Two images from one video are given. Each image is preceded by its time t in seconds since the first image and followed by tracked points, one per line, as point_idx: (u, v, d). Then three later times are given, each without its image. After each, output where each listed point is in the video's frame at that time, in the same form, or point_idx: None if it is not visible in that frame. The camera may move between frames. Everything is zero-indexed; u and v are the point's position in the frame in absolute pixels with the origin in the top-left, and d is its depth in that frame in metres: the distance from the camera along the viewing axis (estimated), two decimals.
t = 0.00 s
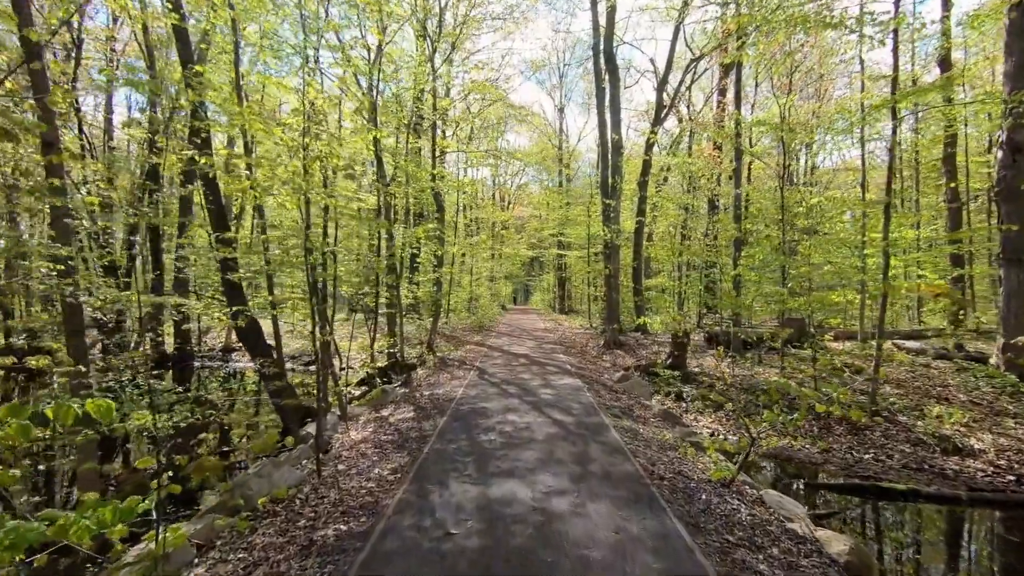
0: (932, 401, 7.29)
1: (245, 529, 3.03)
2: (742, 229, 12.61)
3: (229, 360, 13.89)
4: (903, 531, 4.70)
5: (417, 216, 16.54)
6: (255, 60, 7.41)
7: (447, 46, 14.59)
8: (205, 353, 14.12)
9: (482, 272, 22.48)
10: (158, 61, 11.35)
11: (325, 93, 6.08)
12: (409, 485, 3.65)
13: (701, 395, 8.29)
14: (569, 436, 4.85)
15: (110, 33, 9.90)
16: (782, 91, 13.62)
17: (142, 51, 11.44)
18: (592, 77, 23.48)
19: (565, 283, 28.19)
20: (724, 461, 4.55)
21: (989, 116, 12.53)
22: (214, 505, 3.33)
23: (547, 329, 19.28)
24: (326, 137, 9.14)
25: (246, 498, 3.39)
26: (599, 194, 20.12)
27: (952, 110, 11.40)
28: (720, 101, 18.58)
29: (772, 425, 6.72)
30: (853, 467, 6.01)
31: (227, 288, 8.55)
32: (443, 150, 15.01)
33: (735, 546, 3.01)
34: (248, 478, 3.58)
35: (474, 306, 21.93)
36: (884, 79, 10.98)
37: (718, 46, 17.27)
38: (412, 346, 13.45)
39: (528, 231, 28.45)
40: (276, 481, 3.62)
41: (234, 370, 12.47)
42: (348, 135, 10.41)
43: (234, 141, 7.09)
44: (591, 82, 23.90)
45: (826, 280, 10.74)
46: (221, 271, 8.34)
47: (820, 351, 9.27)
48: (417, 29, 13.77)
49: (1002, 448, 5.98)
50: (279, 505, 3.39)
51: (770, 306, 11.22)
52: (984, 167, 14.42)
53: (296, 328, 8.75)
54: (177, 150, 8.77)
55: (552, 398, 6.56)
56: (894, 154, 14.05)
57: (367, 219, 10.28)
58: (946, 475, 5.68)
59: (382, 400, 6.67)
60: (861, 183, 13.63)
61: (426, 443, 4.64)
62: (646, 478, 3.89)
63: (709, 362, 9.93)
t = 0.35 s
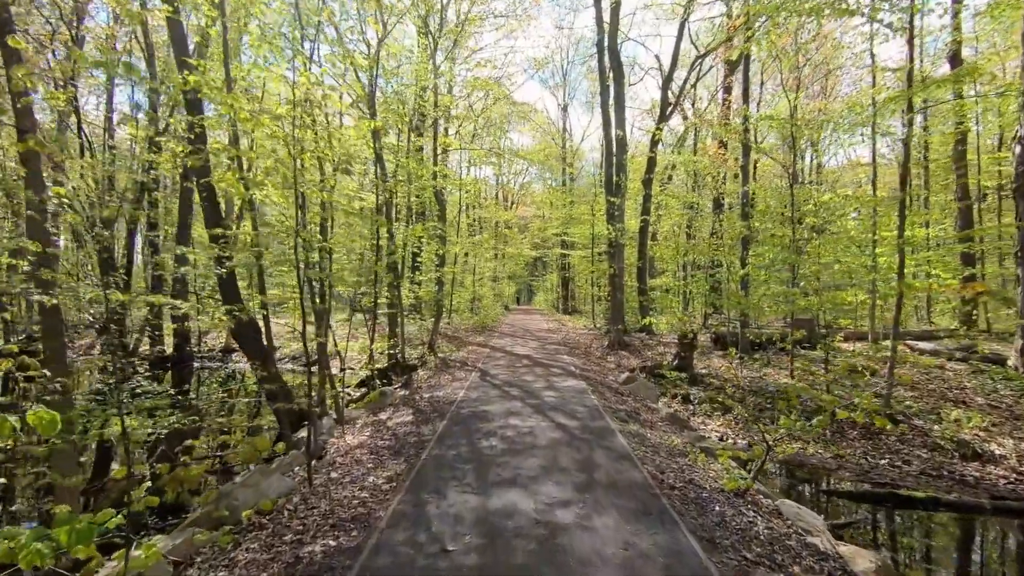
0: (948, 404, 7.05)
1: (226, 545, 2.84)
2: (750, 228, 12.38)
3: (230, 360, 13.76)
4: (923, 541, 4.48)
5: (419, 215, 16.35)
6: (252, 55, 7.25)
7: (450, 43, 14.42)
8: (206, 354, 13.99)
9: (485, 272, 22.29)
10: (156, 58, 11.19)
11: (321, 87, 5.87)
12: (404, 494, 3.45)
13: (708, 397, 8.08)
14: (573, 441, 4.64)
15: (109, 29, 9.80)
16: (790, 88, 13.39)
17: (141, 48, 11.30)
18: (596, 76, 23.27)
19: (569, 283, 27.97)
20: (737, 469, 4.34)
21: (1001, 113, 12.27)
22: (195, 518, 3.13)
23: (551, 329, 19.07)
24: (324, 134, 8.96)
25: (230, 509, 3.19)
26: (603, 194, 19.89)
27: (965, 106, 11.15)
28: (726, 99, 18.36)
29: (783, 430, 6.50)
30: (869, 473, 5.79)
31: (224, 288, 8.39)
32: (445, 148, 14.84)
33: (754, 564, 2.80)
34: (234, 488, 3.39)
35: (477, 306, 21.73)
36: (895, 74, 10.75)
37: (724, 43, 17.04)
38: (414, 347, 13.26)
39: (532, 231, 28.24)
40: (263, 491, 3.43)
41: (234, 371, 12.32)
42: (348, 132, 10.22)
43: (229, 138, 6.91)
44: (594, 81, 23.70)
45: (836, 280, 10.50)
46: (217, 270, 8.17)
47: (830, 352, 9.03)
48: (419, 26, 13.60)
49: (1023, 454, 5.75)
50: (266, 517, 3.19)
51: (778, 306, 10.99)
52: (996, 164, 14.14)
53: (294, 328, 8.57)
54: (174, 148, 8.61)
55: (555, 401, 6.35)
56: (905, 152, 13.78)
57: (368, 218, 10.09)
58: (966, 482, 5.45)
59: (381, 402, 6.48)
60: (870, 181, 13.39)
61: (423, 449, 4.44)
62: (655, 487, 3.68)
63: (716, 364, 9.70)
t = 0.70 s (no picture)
0: (968, 410, 6.79)
1: (205, 570, 2.60)
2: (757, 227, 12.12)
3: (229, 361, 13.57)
4: (951, 558, 4.23)
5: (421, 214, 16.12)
6: (247, 48, 7.04)
7: (452, 39, 14.21)
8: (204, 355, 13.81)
9: (487, 272, 22.05)
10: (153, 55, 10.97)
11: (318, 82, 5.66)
12: (400, 511, 3.22)
13: (717, 401, 7.83)
14: (579, 451, 4.41)
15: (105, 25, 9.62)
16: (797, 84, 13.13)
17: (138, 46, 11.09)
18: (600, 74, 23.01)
19: (572, 283, 27.70)
20: (753, 481, 4.10)
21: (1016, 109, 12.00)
22: (172, 538, 2.88)
23: (554, 330, 18.82)
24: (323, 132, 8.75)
25: (211, 529, 2.95)
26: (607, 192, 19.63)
27: (979, 102, 10.89)
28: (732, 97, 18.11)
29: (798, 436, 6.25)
30: (888, 483, 5.53)
31: (220, 288, 8.19)
32: (447, 146, 14.64)
33: None
34: (217, 504, 3.14)
35: (479, 306, 21.49)
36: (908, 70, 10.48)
37: (730, 39, 16.78)
38: (415, 348, 13.05)
39: (535, 230, 28.00)
40: (248, 508, 3.19)
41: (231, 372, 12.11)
42: (348, 129, 10.02)
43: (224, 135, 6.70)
44: (598, 79, 23.44)
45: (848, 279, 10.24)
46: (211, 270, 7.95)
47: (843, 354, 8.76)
48: (420, 22, 13.38)
49: None
50: (249, 537, 2.95)
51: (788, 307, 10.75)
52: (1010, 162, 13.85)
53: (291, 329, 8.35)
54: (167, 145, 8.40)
55: (560, 406, 6.11)
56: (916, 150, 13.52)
57: (367, 217, 9.88)
58: (991, 492, 5.20)
59: (380, 407, 6.27)
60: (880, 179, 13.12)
61: (421, 458, 4.21)
62: (668, 503, 3.45)
63: (724, 366, 9.46)
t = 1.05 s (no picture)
0: (985, 412, 6.54)
1: None
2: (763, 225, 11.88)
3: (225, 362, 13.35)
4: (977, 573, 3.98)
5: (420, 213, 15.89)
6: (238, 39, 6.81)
7: (451, 35, 14.00)
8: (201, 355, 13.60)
9: (487, 271, 21.81)
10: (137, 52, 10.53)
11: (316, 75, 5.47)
12: (389, 526, 2.99)
13: (724, 403, 7.58)
14: (582, 458, 4.18)
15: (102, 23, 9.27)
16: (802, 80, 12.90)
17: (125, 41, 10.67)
18: (601, 72, 22.83)
19: (573, 283, 27.46)
20: (767, 491, 3.86)
21: None
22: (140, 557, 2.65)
23: (555, 330, 18.57)
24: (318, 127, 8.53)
25: (183, 547, 2.72)
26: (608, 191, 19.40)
27: (989, 97, 10.66)
28: (735, 94, 17.87)
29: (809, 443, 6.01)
30: (905, 490, 5.29)
31: (213, 287, 7.97)
32: (447, 144, 14.41)
33: None
34: (191, 519, 2.91)
35: (479, 306, 21.25)
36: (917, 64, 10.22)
37: (734, 35, 16.53)
38: (414, 349, 12.81)
39: (536, 230, 27.79)
40: (225, 523, 2.95)
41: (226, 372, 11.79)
42: (345, 125, 9.81)
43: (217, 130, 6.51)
44: (600, 77, 23.23)
45: (856, 278, 9.99)
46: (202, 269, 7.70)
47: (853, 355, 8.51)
48: (419, 17, 13.16)
49: None
50: (224, 557, 2.71)
51: (794, 306, 10.51)
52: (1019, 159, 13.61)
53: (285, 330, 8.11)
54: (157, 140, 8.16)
55: (562, 409, 5.86)
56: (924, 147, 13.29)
57: (364, 214, 9.65)
58: (1015, 501, 4.95)
59: (375, 410, 6.03)
60: (887, 177, 12.88)
61: (416, 466, 3.98)
62: (678, 516, 3.21)
63: (730, 367, 9.22)
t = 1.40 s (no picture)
0: (1000, 418, 6.30)
1: None
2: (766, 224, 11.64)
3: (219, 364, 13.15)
4: None
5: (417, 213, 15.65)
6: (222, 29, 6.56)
7: (450, 33, 13.77)
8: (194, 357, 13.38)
9: (486, 271, 21.56)
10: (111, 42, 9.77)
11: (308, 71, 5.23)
12: (372, 549, 2.75)
13: (728, 407, 7.35)
14: (583, 469, 3.94)
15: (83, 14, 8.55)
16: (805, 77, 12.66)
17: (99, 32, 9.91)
18: (602, 70, 22.60)
19: (573, 283, 27.21)
20: (780, 505, 3.62)
21: None
22: None
23: (554, 331, 18.34)
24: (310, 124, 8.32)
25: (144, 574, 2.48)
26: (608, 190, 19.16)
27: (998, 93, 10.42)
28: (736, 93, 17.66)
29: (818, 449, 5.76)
30: (920, 501, 5.05)
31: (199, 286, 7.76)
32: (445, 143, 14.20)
33: None
34: (154, 542, 2.67)
35: (477, 307, 21.01)
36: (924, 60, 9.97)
37: (736, 32, 16.29)
38: (411, 350, 12.56)
39: (535, 229, 27.55)
40: (193, 545, 2.71)
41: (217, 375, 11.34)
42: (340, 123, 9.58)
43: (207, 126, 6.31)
44: (600, 76, 23.01)
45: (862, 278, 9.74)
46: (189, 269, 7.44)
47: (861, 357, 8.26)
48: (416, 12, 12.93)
49: None
50: None
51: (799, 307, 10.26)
52: None
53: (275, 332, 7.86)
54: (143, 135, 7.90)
55: (560, 415, 5.62)
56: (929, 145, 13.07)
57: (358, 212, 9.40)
58: None
59: (365, 416, 5.79)
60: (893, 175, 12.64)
61: (404, 479, 3.73)
62: (686, 536, 2.97)
63: (733, 369, 8.99)
